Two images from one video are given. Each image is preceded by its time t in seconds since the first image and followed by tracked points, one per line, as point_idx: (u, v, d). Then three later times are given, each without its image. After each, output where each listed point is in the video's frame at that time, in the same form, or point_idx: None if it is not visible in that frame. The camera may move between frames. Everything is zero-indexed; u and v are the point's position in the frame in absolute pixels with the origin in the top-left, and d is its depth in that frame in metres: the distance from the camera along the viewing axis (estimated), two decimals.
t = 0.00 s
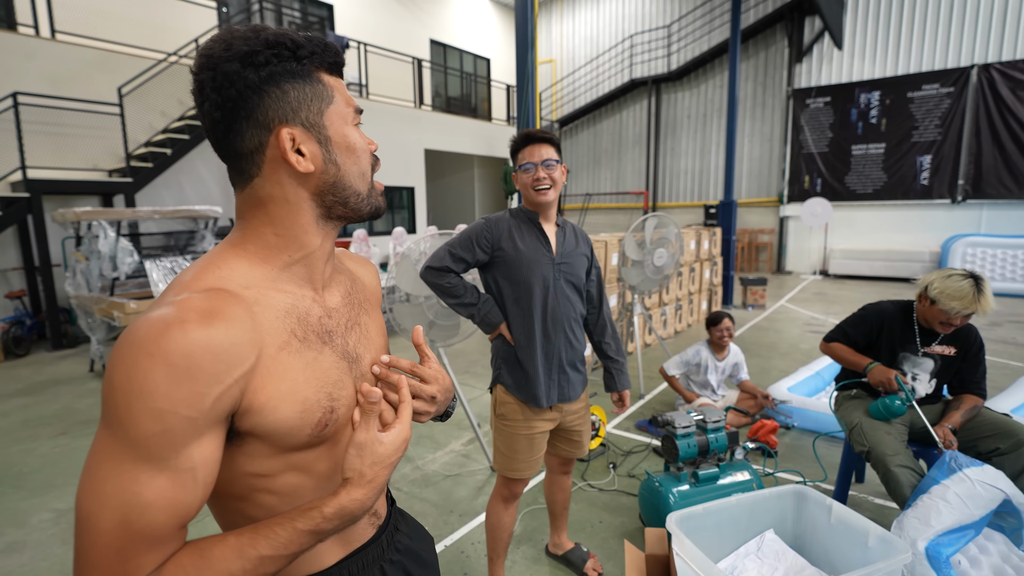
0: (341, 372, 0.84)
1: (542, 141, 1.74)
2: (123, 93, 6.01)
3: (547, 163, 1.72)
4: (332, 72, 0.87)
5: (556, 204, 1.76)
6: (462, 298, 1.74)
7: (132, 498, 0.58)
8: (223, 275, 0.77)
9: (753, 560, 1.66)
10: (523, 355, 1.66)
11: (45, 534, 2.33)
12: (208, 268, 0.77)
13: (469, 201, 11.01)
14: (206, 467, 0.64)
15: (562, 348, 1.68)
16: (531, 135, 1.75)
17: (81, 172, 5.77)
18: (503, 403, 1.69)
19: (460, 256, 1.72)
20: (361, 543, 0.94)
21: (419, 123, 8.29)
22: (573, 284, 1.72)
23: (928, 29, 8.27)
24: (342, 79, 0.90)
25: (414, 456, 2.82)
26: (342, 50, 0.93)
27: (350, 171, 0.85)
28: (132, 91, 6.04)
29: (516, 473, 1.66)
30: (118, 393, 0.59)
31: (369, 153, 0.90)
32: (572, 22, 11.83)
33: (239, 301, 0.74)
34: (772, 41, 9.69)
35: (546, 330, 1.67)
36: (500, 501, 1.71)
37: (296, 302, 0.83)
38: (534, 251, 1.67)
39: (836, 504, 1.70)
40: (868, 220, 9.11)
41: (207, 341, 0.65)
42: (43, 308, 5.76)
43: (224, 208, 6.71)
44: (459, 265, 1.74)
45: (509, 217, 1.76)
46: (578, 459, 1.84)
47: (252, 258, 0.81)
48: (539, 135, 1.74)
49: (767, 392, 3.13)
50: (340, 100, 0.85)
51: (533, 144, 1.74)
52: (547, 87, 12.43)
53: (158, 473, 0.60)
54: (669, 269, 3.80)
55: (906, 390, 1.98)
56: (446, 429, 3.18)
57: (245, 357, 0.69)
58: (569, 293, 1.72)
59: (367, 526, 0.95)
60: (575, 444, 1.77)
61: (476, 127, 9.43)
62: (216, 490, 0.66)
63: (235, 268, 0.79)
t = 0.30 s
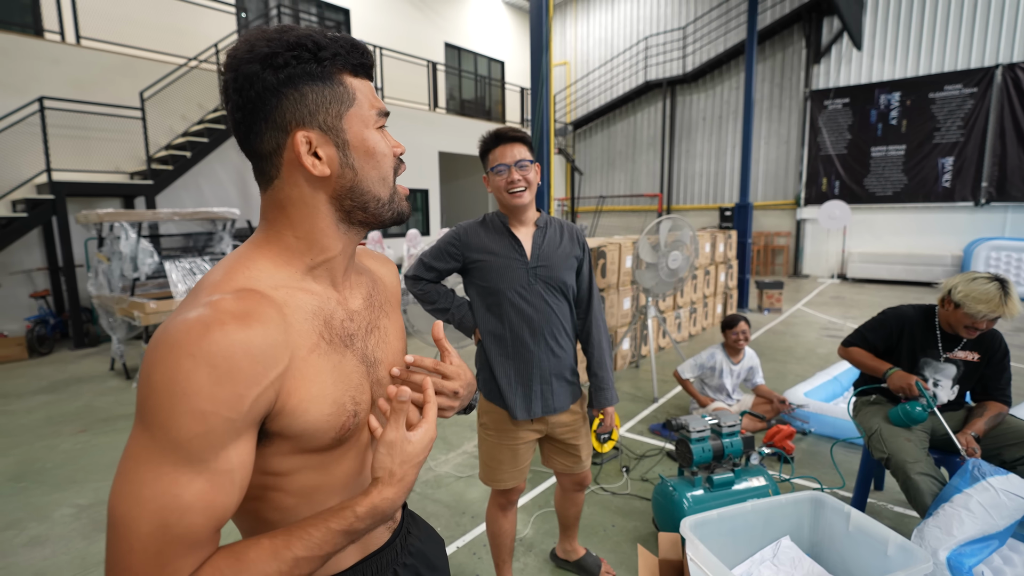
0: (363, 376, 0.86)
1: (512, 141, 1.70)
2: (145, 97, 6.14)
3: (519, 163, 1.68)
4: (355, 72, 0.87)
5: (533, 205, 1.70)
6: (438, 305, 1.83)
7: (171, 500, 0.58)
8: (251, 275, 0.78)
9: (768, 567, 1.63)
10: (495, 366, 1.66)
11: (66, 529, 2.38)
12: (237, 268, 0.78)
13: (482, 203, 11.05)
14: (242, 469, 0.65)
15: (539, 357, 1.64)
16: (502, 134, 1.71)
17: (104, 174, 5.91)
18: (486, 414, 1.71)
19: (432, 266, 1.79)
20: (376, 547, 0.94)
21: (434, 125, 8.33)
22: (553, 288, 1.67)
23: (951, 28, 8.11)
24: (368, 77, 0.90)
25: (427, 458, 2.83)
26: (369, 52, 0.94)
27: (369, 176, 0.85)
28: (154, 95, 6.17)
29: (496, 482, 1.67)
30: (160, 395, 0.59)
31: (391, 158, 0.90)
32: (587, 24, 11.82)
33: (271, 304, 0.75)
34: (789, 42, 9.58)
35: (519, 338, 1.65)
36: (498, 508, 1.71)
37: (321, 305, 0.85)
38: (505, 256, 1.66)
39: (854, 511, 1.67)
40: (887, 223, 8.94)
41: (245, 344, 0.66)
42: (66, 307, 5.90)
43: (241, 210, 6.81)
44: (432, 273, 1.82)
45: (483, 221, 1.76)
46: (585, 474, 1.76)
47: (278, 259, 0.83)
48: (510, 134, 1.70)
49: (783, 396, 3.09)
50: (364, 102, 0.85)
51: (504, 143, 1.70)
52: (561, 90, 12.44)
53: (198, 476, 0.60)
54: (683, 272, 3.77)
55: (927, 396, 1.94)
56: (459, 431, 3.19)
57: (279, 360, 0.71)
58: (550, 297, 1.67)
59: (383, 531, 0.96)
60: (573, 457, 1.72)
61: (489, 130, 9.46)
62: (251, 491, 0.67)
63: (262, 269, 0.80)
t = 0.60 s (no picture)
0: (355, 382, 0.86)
1: (492, 140, 1.69)
2: (157, 98, 6.21)
3: (505, 163, 1.67)
4: (362, 71, 0.83)
5: (519, 204, 1.71)
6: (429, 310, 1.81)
7: (157, 509, 0.62)
8: (240, 281, 0.78)
9: (774, 568, 1.63)
10: (490, 370, 1.67)
11: (77, 524, 2.43)
12: (228, 273, 0.79)
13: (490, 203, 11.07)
14: (225, 477, 0.66)
15: (535, 358, 1.65)
16: (485, 133, 1.69)
17: (116, 174, 5.99)
18: (484, 415, 1.72)
19: (419, 271, 1.76)
20: (367, 548, 0.94)
21: (441, 125, 8.36)
22: (546, 286, 1.68)
23: (964, 26, 8.01)
24: (391, 82, 0.87)
25: (433, 456, 2.85)
26: (390, 50, 0.89)
27: (345, 184, 0.79)
28: (165, 96, 6.24)
29: (498, 485, 1.68)
30: (137, 411, 0.61)
31: (391, 168, 0.82)
32: (594, 24, 11.80)
33: (260, 312, 0.75)
34: (798, 41, 9.51)
35: (514, 341, 1.66)
36: (499, 507, 1.72)
37: (315, 312, 0.84)
38: (494, 258, 1.66)
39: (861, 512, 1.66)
40: (897, 223, 8.85)
41: (221, 356, 0.66)
42: (78, 305, 5.98)
43: (250, 210, 6.88)
44: (422, 279, 1.79)
45: (469, 221, 1.76)
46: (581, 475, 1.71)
47: (272, 265, 0.83)
48: (493, 132, 1.69)
49: (790, 397, 3.08)
50: (357, 102, 0.81)
51: (487, 142, 1.69)
52: (568, 89, 12.43)
53: (180, 488, 0.63)
54: (691, 272, 3.76)
55: (936, 398, 1.93)
56: (465, 429, 3.20)
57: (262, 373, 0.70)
58: (541, 296, 1.67)
59: (375, 529, 0.95)
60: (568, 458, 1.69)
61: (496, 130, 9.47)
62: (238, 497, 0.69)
63: (254, 275, 0.80)
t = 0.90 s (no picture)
0: (336, 376, 0.82)
1: (495, 138, 1.69)
2: (163, 99, 6.25)
3: (509, 162, 1.67)
4: (293, 48, 0.81)
5: (522, 205, 1.71)
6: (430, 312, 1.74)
7: (88, 492, 0.63)
8: (215, 269, 0.79)
9: (777, 569, 1.63)
10: (491, 372, 1.66)
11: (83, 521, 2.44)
12: (205, 261, 0.80)
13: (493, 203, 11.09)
14: (169, 461, 0.67)
15: (538, 361, 1.65)
16: (492, 131, 1.69)
17: (122, 174, 6.03)
18: (484, 419, 1.72)
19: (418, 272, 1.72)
20: (369, 559, 0.89)
21: (444, 126, 8.37)
22: (546, 288, 1.68)
23: (970, 25, 7.96)
24: (326, 54, 0.85)
25: (436, 455, 2.86)
26: (319, 20, 0.85)
27: (294, 161, 0.78)
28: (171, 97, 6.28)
29: (500, 487, 1.68)
30: (87, 388, 0.63)
31: (338, 141, 0.80)
32: (598, 23, 11.78)
33: (226, 298, 0.75)
34: (803, 40, 9.46)
35: (516, 342, 1.65)
36: (500, 508, 1.73)
37: (293, 300, 0.83)
38: (496, 260, 1.66)
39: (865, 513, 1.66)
40: (902, 223, 8.80)
41: (173, 338, 0.67)
42: (85, 305, 6.03)
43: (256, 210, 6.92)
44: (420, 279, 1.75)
45: (470, 220, 1.75)
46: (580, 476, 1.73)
47: (249, 255, 0.83)
48: (501, 131, 1.69)
49: (794, 397, 3.08)
50: (290, 79, 0.79)
51: (494, 141, 1.69)
52: (571, 89, 12.41)
53: (118, 469, 0.64)
54: (694, 272, 3.75)
55: (941, 398, 1.92)
56: (467, 429, 3.21)
57: (217, 358, 0.70)
58: (542, 298, 1.68)
59: (381, 541, 0.91)
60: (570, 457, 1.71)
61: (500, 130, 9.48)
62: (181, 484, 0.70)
63: (231, 264, 0.81)
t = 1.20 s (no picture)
0: (337, 385, 0.82)
1: (529, 136, 1.72)
2: (167, 100, 6.29)
3: (541, 163, 1.70)
4: (329, 62, 0.81)
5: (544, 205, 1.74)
6: (439, 306, 1.68)
7: (98, 491, 0.66)
8: (220, 277, 0.80)
9: (781, 568, 1.62)
10: (504, 369, 1.64)
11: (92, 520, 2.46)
12: (210, 268, 0.81)
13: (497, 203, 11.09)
14: (170, 466, 0.69)
15: (551, 360, 1.65)
16: (525, 129, 1.72)
17: (127, 175, 6.06)
18: (491, 420, 1.72)
19: (435, 264, 1.70)
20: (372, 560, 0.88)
21: (447, 126, 8.36)
22: (560, 288, 1.70)
23: (975, 23, 7.92)
24: (354, 65, 0.85)
25: (440, 455, 2.86)
26: (347, 30, 0.85)
27: (343, 181, 0.80)
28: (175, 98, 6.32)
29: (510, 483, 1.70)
30: (91, 396, 0.65)
31: (379, 155, 0.83)
32: (601, 23, 11.77)
33: (229, 306, 0.76)
34: (806, 39, 9.43)
35: (530, 340, 1.64)
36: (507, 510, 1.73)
37: (295, 308, 0.83)
38: (515, 258, 1.66)
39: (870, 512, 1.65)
40: (907, 222, 8.76)
41: (171, 349, 0.67)
42: (90, 305, 6.06)
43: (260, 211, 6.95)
44: (434, 274, 1.72)
45: (489, 216, 1.76)
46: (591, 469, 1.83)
47: (255, 263, 0.83)
48: (534, 131, 1.72)
49: (798, 397, 3.07)
50: (334, 95, 0.79)
51: (525, 139, 1.72)
52: (575, 90, 12.40)
53: (124, 471, 0.66)
54: (697, 272, 3.74)
55: (946, 398, 1.91)
56: (471, 428, 3.21)
57: (216, 367, 0.70)
58: (557, 299, 1.69)
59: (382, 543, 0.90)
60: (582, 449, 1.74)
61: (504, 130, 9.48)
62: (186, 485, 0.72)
63: (236, 273, 0.81)
